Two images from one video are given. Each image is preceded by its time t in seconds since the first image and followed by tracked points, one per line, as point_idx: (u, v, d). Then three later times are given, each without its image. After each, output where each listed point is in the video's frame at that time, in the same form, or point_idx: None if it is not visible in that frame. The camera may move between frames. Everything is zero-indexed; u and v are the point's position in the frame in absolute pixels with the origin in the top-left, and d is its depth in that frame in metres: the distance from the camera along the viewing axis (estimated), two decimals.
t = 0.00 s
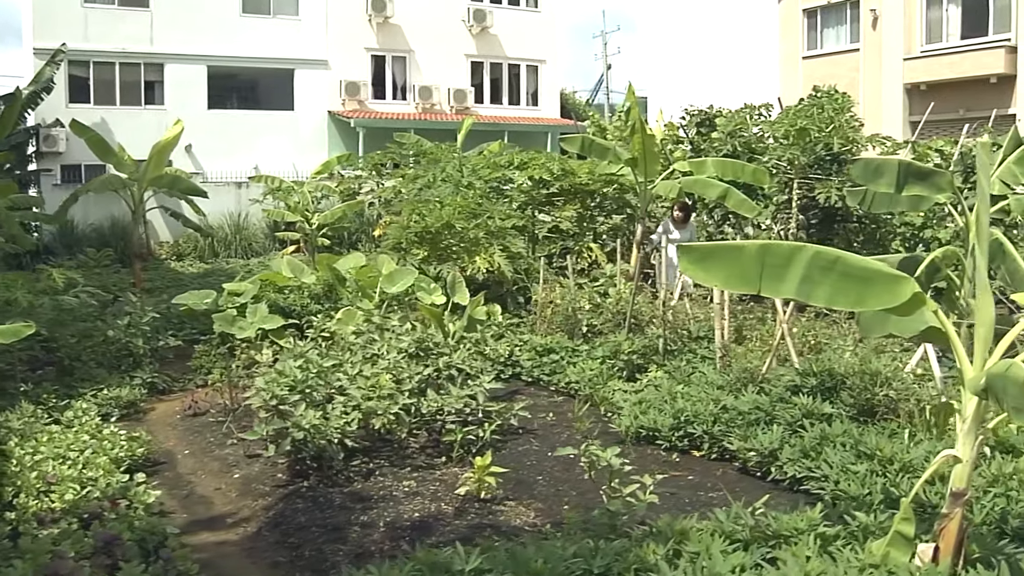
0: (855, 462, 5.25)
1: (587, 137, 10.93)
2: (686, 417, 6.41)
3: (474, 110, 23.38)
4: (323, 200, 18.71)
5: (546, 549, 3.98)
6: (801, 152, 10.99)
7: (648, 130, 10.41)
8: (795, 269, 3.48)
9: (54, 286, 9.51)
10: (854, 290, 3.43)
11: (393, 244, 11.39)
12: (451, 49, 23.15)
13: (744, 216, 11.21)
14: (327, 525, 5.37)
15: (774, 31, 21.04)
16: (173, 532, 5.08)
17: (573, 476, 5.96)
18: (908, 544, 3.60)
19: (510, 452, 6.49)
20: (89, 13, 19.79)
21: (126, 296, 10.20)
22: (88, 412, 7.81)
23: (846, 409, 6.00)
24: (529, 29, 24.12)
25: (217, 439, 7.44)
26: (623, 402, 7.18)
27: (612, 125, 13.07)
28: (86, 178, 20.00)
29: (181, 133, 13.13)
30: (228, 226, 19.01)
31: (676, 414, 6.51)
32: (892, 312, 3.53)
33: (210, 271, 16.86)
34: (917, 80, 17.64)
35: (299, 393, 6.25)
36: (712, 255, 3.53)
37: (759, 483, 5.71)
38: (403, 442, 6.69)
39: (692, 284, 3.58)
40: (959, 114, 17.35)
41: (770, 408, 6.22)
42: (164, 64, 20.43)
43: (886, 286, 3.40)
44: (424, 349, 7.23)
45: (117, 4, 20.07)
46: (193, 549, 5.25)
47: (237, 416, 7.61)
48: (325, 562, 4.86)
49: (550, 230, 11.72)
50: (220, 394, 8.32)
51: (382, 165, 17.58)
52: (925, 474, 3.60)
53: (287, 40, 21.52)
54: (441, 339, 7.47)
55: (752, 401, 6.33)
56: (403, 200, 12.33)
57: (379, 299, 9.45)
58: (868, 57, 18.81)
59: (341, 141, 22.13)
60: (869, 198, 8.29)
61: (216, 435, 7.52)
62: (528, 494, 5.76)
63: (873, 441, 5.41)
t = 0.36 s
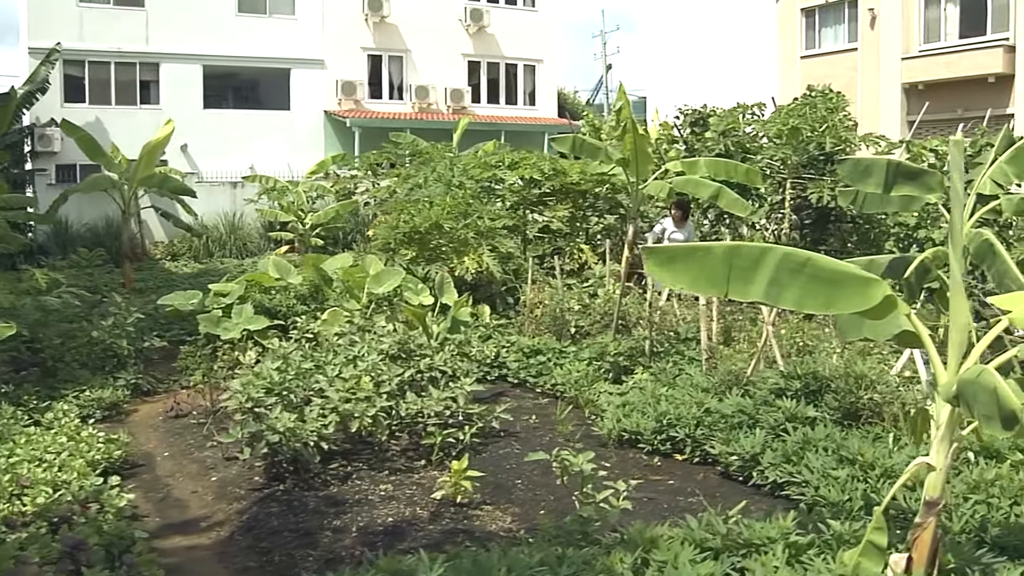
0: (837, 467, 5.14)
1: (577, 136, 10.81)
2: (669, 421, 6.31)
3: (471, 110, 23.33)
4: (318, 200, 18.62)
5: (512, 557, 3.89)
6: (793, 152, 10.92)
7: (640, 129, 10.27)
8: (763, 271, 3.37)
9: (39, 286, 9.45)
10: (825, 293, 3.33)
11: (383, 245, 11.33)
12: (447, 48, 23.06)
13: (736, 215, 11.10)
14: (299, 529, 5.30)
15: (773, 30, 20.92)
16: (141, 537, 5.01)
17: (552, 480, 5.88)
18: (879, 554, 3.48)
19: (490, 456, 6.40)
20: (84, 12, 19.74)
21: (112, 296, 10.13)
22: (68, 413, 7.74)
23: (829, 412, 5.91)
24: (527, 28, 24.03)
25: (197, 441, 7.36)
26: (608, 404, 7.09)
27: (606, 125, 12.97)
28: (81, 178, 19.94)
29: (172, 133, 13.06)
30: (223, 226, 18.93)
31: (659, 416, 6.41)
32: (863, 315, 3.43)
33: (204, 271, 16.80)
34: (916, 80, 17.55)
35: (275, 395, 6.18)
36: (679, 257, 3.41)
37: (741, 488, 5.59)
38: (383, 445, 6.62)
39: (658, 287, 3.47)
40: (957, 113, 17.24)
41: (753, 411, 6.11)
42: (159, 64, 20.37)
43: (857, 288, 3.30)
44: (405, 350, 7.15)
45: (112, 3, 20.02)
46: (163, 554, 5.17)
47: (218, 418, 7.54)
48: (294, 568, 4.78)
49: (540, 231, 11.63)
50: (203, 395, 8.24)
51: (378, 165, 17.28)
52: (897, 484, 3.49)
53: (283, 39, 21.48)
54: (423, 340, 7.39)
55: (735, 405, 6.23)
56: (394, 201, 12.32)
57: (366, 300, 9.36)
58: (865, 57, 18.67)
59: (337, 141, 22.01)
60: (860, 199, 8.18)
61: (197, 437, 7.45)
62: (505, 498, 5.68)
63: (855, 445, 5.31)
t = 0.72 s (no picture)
0: (816, 472, 5.04)
1: (567, 134, 10.83)
2: (650, 424, 6.22)
3: (467, 109, 23.27)
4: (313, 200, 18.52)
5: (474, 566, 3.80)
6: (785, 151, 10.88)
7: (631, 128, 10.20)
8: (729, 273, 3.25)
9: (22, 286, 9.37)
10: (793, 295, 3.21)
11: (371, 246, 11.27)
12: (443, 47, 23.00)
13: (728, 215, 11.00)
14: (269, 534, 5.23)
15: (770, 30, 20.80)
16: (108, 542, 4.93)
17: (530, 485, 5.79)
18: (849, 564, 3.37)
19: (469, 460, 6.32)
20: (79, 12, 19.70)
21: (97, 297, 10.04)
22: (48, 415, 7.67)
23: (812, 416, 5.81)
24: (523, 27, 23.96)
25: (176, 444, 7.28)
26: (591, 406, 7.00)
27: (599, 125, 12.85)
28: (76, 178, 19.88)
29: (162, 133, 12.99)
30: (218, 226, 18.86)
31: (640, 420, 6.31)
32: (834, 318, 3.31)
33: (197, 271, 16.75)
34: (914, 80, 17.47)
35: (251, 397, 6.11)
36: (641, 259, 3.30)
37: (721, 493, 5.49)
38: (362, 448, 6.54)
39: (620, 290, 3.37)
40: (955, 113, 17.16)
41: (735, 414, 6.01)
42: (154, 64, 20.32)
43: (826, 290, 3.18)
44: (386, 352, 7.07)
45: (107, 3, 19.98)
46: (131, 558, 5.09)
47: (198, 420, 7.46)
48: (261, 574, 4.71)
49: (530, 231, 11.35)
50: (185, 397, 8.16)
51: (373, 165, 17.12)
52: (866, 494, 3.37)
53: (279, 39, 21.43)
54: (404, 342, 7.31)
55: (718, 408, 6.13)
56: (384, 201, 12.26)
57: (353, 301, 9.27)
58: (863, 56, 18.55)
59: (333, 140, 21.96)
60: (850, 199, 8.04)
61: (176, 440, 7.37)
62: (481, 502, 5.59)
63: (835, 450, 5.22)
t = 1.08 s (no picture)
0: (795, 478, 4.95)
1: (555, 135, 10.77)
2: (631, 428, 6.12)
3: (463, 110, 23.20)
4: (307, 201, 18.43)
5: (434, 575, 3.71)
6: (776, 151, 10.76)
7: (620, 128, 10.16)
8: (691, 276, 3.15)
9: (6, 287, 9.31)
10: (757, 298, 3.10)
11: (360, 247, 11.21)
12: (439, 47, 22.93)
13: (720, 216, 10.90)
14: (239, 540, 5.16)
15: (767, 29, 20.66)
16: (74, 547, 4.86)
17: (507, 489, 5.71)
18: None
19: (448, 464, 6.23)
20: (73, 12, 19.69)
21: (82, 298, 9.97)
22: (27, 417, 7.60)
23: (794, 420, 5.72)
24: (520, 27, 23.89)
25: (155, 446, 7.21)
26: (573, 408, 6.91)
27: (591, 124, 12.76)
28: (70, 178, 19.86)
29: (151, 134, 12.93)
30: (212, 227, 18.77)
31: (621, 423, 6.22)
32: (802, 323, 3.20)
33: (190, 272, 16.71)
34: (911, 79, 17.37)
35: (226, 400, 6.05)
36: (602, 262, 3.21)
37: (700, 498, 5.38)
38: (340, 451, 6.46)
39: (581, 294, 3.26)
40: (953, 113, 17.07)
41: (716, 418, 5.91)
42: (149, 64, 20.29)
43: (792, 293, 3.08)
44: (365, 353, 7.01)
45: (102, 3, 19.95)
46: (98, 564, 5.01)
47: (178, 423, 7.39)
48: None
49: (523, 230, 11.37)
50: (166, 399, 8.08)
51: (368, 165, 16.94)
52: (833, 503, 3.27)
53: (274, 39, 21.40)
54: (386, 344, 7.24)
55: (699, 411, 6.03)
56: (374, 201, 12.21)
57: (339, 302, 9.18)
58: (860, 56, 18.45)
59: (329, 141, 21.93)
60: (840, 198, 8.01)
61: (155, 443, 7.30)
62: (457, 507, 5.51)
63: (815, 455, 5.13)
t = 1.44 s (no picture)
0: (772, 484, 4.85)
1: (544, 135, 10.68)
2: (610, 432, 6.03)
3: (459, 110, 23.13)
4: (301, 202, 18.35)
5: None
6: (767, 151, 10.66)
7: (609, 128, 10.07)
8: (648, 279, 3.06)
9: None
10: (716, 301, 3.00)
11: (348, 248, 11.14)
12: (435, 48, 22.87)
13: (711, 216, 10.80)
14: (207, 546, 5.08)
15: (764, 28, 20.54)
16: (36, 553, 4.77)
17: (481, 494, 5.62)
18: None
19: (426, 468, 6.15)
20: (67, 13, 19.65)
21: (66, 300, 9.88)
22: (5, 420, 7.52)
23: (774, 425, 5.63)
24: (517, 28, 23.82)
25: (132, 450, 7.13)
26: (555, 411, 6.82)
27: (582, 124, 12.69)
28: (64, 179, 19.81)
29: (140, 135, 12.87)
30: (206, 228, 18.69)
31: (600, 427, 6.12)
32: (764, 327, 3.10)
33: (183, 273, 16.66)
34: (908, 78, 17.27)
35: (201, 403, 5.98)
36: (558, 265, 3.12)
37: (678, 504, 5.28)
38: (317, 455, 6.38)
39: (537, 298, 3.17)
40: (949, 113, 16.96)
41: (696, 422, 5.82)
42: (144, 64, 20.25)
43: (752, 296, 2.98)
44: (344, 355, 6.93)
45: (96, 3, 19.91)
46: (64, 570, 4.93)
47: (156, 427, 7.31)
48: None
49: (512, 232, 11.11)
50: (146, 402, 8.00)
51: (362, 166, 16.87)
52: (797, 514, 3.19)
53: (269, 40, 21.35)
54: (366, 347, 7.16)
55: (679, 415, 5.93)
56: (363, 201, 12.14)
57: (324, 303, 9.09)
58: (857, 56, 18.34)
59: (324, 141, 21.86)
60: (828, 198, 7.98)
61: (133, 447, 7.22)
62: (430, 513, 5.43)
63: (793, 461, 5.03)
